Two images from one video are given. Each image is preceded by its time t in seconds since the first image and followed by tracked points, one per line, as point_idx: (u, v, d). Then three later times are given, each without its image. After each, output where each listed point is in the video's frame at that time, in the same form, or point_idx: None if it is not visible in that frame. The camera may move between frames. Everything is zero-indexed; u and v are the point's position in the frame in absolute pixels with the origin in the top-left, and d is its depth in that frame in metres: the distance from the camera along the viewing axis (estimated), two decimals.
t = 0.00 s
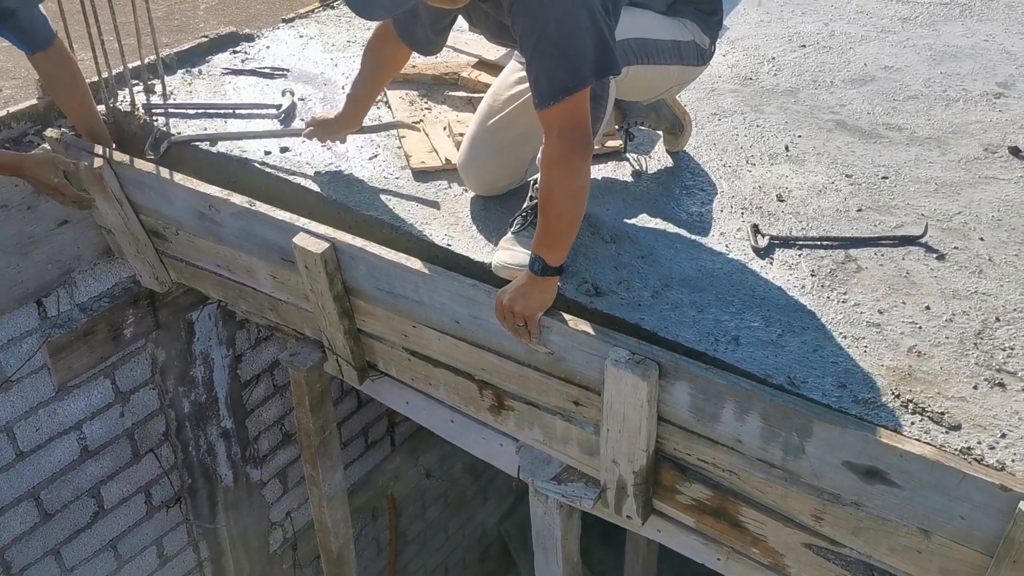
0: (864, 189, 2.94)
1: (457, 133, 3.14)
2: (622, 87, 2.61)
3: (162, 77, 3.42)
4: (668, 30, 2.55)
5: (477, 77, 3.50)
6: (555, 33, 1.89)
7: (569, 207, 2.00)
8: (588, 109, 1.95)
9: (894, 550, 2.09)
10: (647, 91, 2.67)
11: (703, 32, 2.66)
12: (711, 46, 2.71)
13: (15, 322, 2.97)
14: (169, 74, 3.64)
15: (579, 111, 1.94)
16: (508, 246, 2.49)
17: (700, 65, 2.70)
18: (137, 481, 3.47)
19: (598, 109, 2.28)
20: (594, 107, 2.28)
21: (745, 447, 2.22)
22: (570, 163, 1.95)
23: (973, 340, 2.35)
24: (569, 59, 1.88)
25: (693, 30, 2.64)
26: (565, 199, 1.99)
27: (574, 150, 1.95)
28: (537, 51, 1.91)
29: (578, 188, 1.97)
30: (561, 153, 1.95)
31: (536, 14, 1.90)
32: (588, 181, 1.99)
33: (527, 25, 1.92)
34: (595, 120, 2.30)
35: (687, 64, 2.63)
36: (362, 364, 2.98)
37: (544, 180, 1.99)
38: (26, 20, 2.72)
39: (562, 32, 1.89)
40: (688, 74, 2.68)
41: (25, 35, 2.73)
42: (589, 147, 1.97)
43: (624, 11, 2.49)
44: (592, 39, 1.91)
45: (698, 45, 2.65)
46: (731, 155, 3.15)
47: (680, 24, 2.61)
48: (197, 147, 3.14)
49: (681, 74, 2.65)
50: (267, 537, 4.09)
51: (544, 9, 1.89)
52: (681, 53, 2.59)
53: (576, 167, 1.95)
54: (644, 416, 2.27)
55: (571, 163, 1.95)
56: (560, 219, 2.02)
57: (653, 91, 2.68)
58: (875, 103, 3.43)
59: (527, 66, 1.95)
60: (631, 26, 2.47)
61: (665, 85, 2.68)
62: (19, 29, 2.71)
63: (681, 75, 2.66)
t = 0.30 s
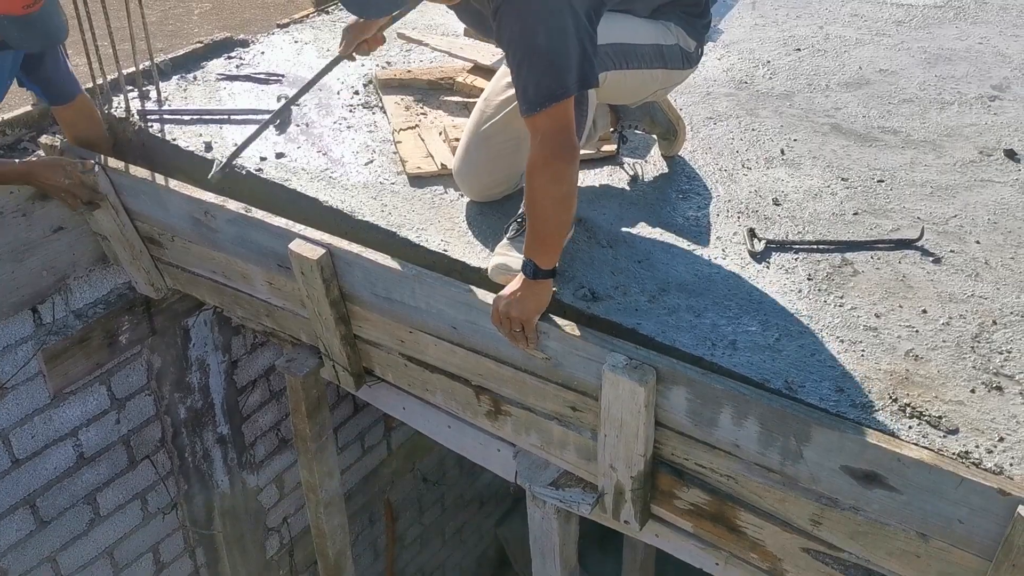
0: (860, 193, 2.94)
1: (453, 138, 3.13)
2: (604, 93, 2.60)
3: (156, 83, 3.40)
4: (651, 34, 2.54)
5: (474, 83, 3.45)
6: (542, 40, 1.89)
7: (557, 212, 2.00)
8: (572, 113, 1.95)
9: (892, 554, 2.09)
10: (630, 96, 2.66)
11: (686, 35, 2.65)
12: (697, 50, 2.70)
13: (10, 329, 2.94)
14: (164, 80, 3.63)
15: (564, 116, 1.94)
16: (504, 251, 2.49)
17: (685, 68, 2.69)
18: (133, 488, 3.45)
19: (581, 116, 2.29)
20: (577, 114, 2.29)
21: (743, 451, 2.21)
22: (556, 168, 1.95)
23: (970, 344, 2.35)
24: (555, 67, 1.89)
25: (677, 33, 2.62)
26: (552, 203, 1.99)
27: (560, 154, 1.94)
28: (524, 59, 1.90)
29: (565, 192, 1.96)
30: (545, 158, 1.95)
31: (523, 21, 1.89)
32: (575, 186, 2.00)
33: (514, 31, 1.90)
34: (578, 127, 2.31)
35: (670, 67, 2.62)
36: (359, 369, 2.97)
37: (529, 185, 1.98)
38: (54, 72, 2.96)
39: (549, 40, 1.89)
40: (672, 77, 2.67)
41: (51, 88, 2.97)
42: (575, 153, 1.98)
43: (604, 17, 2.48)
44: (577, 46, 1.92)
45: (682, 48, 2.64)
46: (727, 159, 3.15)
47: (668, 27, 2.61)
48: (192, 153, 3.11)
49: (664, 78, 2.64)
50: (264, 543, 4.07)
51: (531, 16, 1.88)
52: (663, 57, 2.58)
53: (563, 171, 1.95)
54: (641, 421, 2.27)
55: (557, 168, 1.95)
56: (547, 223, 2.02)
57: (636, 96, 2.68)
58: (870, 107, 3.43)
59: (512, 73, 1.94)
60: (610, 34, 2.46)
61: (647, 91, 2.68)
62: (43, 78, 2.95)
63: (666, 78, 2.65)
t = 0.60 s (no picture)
0: (854, 197, 2.95)
1: (449, 145, 3.13)
2: (581, 100, 2.61)
3: (151, 92, 3.41)
4: (628, 44, 2.53)
5: (468, 88, 3.47)
6: (528, 44, 1.90)
7: (544, 214, 1.99)
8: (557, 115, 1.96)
9: (889, 556, 2.09)
10: (609, 104, 2.67)
11: (671, 46, 2.64)
12: (684, 62, 2.67)
13: (5, 339, 2.93)
14: (159, 89, 3.63)
15: (549, 117, 1.94)
16: (500, 257, 2.49)
17: (669, 79, 2.67)
18: (130, 497, 3.44)
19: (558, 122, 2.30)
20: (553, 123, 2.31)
21: (739, 455, 2.22)
22: (542, 170, 1.94)
23: (965, 346, 2.36)
24: (540, 70, 1.90)
25: (660, 43, 2.61)
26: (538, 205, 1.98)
27: (545, 155, 1.94)
28: (510, 63, 1.90)
29: (551, 193, 1.96)
30: (529, 159, 1.95)
31: (509, 26, 1.89)
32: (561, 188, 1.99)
33: (500, 35, 1.90)
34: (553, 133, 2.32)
35: (650, 77, 2.61)
36: (356, 376, 2.97)
37: (513, 187, 1.97)
38: (72, 118, 3.01)
39: (536, 45, 1.90)
40: (654, 86, 2.66)
41: (70, 129, 3.03)
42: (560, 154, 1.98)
43: (577, 24, 2.51)
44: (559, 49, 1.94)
45: (665, 59, 2.62)
46: (722, 163, 3.16)
47: (662, 34, 2.63)
48: (188, 161, 3.11)
49: (643, 87, 2.64)
50: (261, 551, 4.05)
51: (517, 20, 1.88)
52: (640, 65, 2.56)
53: (549, 172, 1.94)
54: (637, 426, 2.27)
55: (542, 169, 1.94)
56: (534, 224, 2.01)
57: (613, 103, 2.67)
58: (863, 110, 3.45)
59: (495, 77, 1.93)
60: (582, 39, 2.47)
61: (628, 100, 2.68)
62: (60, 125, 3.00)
63: (647, 87, 2.65)
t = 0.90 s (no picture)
0: (847, 205, 2.97)
1: (443, 156, 3.14)
2: (576, 113, 2.64)
3: (147, 106, 3.41)
4: (622, 57, 2.55)
5: (462, 100, 3.48)
6: (525, 57, 1.91)
7: (537, 224, 1.99)
8: (555, 128, 1.96)
9: (886, 564, 2.10)
10: (604, 117, 2.70)
11: (666, 59, 2.65)
12: (680, 76, 2.69)
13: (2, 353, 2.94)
14: (154, 103, 3.64)
15: (546, 130, 1.95)
16: (495, 269, 2.50)
17: (666, 93, 2.70)
18: (127, 510, 3.42)
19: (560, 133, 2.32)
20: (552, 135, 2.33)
21: (735, 464, 2.22)
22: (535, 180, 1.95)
23: (958, 353, 2.37)
24: (537, 83, 1.92)
25: (654, 55, 2.62)
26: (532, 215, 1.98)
27: (540, 167, 1.94)
28: (507, 75, 1.91)
29: (544, 205, 1.96)
30: (525, 171, 1.95)
31: (506, 38, 1.91)
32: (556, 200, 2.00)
33: (497, 47, 1.92)
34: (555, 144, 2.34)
35: (645, 90, 2.63)
36: (352, 388, 2.96)
37: (509, 198, 1.98)
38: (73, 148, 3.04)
39: (534, 57, 1.91)
40: (651, 100, 2.70)
41: (70, 158, 3.05)
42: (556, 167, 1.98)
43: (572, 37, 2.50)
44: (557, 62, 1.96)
45: (662, 73, 2.64)
46: (715, 172, 3.18)
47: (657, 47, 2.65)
48: (184, 175, 3.12)
49: (639, 100, 2.66)
50: (259, 563, 4.03)
51: (514, 33, 1.90)
52: (634, 78, 2.59)
53: (543, 184, 1.95)
54: (633, 435, 2.28)
55: (537, 181, 1.95)
56: (529, 235, 2.02)
57: (608, 117, 2.71)
58: (855, 119, 3.47)
59: (492, 87, 1.95)
60: (576, 53, 2.48)
61: (624, 112, 2.71)
62: (61, 153, 3.03)
63: (643, 100, 2.67)
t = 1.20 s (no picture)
0: (843, 213, 2.98)
1: (441, 166, 3.14)
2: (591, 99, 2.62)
3: (145, 118, 3.43)
4: (622, 35, 2.55)
5: (458, 110, 3.48)
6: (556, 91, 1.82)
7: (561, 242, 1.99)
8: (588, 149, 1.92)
9: (884, 571, 2.10)
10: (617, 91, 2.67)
11: (662, 18, 2.65)
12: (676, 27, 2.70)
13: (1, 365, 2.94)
14: (152, 114, 3.66)
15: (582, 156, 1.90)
16: (493, 278, 2.52)
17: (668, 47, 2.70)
18: (126, 522, 3.40)
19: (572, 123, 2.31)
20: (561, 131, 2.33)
21: (733, 471, 2.23)
22: (567, 205, 1.93)
23: (955, 360, 2.38)
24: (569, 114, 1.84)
25: (648, 18, 2.62)
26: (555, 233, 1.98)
27: (576, 193, 1.92)
28: (538, 114, 1.82)
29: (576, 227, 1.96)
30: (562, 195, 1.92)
31: (532, 75, 1.81)
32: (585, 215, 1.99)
33: (524, 80, 1.81)
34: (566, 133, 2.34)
35: (650, 56, 2.63)
36: (351, 398, 2.96)
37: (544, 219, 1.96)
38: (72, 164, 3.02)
39: (563, 90, 1.82)
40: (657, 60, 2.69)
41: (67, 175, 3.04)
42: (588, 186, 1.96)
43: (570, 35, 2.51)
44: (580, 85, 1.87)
45: (660, 32, 2.65)
46: (711, 181, 3.19)
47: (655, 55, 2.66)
48: (182, 186, 3.13)
49: (648, 65, 2.65)
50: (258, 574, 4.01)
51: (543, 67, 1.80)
52: (637, 52, 2.59)
53: (574, 208, 1.93)
54: (631, 443, 2.28)
55: (571, 205, 1.93)
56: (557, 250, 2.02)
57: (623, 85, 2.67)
58: (851, 127, 3.49)
59: (518, 119, 1.86)
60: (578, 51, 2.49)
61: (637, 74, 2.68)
62: (62, 167, 3.02)
63: (652, 62, 2.67)
